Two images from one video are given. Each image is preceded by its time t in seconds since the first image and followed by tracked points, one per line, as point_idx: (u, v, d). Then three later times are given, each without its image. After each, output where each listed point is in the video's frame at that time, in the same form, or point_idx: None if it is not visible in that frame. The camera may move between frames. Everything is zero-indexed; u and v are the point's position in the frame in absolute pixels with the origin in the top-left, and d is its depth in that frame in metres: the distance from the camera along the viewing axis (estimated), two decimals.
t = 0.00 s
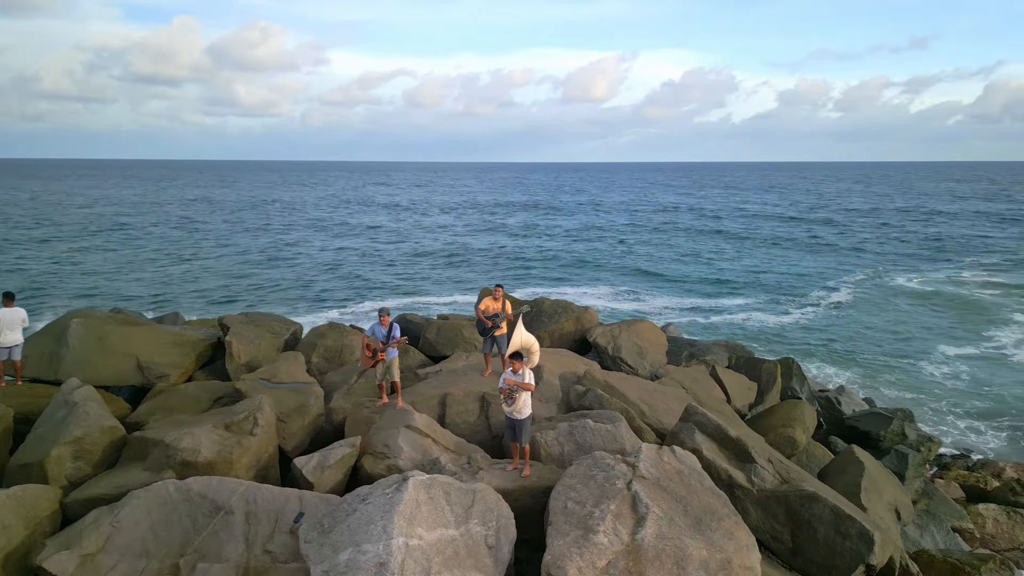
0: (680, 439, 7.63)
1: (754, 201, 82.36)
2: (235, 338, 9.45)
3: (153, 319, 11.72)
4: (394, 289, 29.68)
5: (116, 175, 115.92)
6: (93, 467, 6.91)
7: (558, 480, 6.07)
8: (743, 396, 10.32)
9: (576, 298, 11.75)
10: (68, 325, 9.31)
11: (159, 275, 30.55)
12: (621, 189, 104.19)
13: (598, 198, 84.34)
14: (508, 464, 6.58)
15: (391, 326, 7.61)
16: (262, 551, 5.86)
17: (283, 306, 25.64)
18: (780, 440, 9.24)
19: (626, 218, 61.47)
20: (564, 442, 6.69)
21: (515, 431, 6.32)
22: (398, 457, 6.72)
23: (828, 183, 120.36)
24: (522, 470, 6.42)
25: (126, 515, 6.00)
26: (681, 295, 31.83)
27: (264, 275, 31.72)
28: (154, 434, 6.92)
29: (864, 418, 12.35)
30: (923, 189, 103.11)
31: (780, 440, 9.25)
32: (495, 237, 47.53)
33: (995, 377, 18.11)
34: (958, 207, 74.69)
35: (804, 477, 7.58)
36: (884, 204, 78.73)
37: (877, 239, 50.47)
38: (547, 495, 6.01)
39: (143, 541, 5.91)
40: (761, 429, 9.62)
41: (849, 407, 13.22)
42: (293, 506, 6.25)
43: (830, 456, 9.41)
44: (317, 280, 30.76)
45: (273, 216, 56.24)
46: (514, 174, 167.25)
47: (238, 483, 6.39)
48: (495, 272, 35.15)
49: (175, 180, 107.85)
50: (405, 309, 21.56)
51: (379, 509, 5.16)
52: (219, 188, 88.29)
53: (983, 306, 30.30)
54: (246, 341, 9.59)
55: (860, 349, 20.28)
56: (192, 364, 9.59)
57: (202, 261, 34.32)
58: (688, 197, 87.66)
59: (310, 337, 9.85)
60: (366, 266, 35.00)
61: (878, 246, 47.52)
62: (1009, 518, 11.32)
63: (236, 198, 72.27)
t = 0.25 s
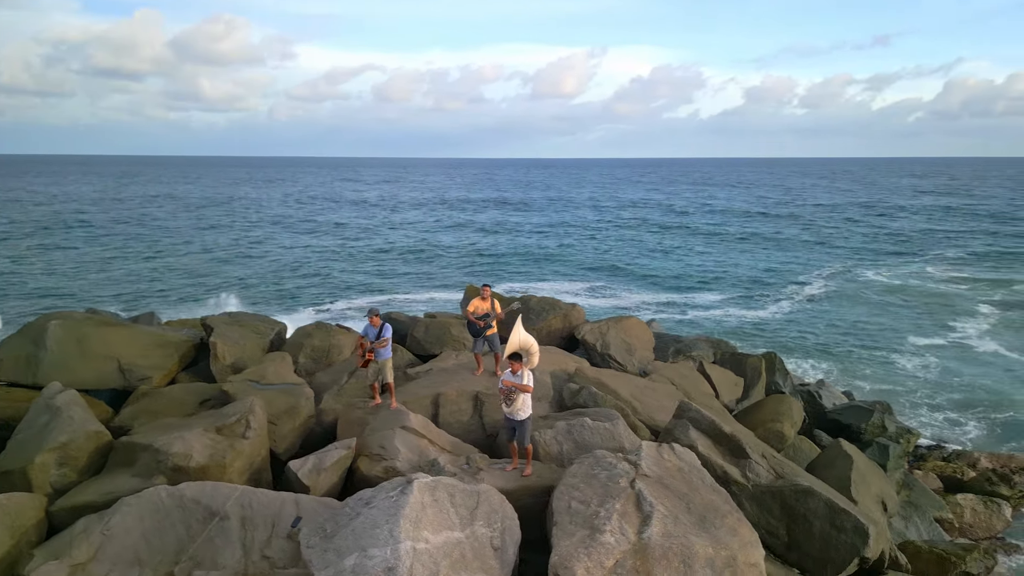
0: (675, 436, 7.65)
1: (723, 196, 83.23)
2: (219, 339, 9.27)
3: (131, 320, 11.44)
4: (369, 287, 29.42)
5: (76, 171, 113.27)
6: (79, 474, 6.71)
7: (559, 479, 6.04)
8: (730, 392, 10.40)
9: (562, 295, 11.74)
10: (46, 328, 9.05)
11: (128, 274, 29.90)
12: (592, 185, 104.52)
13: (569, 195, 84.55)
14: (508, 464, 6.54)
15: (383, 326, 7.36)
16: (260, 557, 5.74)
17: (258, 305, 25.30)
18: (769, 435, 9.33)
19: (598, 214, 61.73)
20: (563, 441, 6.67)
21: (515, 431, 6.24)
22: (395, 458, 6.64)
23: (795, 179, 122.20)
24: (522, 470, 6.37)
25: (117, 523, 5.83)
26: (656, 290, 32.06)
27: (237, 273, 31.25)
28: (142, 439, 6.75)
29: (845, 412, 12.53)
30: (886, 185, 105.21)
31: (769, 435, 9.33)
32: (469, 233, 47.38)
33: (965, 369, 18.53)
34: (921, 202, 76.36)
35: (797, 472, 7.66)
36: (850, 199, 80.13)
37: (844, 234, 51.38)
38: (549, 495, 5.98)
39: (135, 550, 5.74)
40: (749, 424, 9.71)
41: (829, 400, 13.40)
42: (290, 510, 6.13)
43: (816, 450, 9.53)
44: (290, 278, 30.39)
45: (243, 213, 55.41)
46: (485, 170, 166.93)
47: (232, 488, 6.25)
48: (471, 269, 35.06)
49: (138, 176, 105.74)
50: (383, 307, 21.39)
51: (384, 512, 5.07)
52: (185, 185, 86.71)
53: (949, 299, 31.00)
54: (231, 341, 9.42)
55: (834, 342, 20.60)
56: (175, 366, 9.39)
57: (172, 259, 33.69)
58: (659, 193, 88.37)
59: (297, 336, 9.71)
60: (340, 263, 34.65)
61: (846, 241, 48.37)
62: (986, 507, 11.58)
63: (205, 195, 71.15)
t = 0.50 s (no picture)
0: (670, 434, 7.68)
1: (693, 195, 83.97)
2: (205, 341, 9.11)
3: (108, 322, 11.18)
4: (345, 287, 29.12)
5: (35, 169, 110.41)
6: (66, 482, 6.51)
7: (561, 479, 6.02)
8: (718, 388, 10.47)
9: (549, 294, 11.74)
10: (25, 329, 8.79)
11: (95, 275, 29.20)
12: (563, 184, 104.78)
13: (541, 193, 84.68)
14: (507, 465, 6.51)
15: (378, 326, 7.35)
16: (259, 563, 5.63)
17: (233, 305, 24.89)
18: (759, 431, 9.41)
19: (570, 213, 61.89)
20: (561, 441, 6.65)
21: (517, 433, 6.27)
22: (393, 461, 6.57)
23: (763, 177, 123.72)
24: (523, 471, 6.35)
25: (110, 532, 5.68)
26: (633, 288, 32.23)
27: (210, 272, 30.72)
28: (132, 444, 6.59)
29: (827, 406, 12.70)
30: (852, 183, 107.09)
31: (758, 431, 9.42)
32: (443, 232, 47.17)
33: (937, 363, 18.91)
34: (887, 199, 77.83)
35: (790, 468, 7.73)
36: (818, 197, 81.41)
37: (814, 231, 52.18)
38: (552, 495, 5.95)
39: (129, 559, 5.59)
40: (738, 420, 9.78)
41: (810, 394, 13.57)
42: (288, 515, 6.03)
43: (804, 446, 9.64)
44: (263, 279, 29.95)
45: (211, 212, 54.49)
46: (456, 168, 166.45)
47: (228, 494, 6.13)
48: (447, 268, 34.90)
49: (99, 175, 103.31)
50: (362, 308, 21.17)
51: (391, 516, 5.01)
52: (149, 183, 84.88)
53: (918, 294, 31.63)
54: (216, 344, 9.25)
55: (809, 337, 20.88)
56: (157, 370, 9.20)
57: (140, 260, 32.99)
58: (631, 191, 88.82)
59: (283, 338, 9.56)
60: (313, 263, 34.25)
61: (816, 238, 49.08)
62: (964, 499, 11.82)
63: (172, 194, 69.85)
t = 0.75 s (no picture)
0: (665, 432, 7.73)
1: (666, 194, 84.56)
2: (191, 345, 8.95)
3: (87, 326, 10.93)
4: (321, 288, 28.82)
5: None
6: (55, 490, 6.35)
7: (563, 480, 6.03)
8: (706, 387, 10.56)
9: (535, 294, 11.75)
10: (4, 335, 8.60)
11: (62, 278, 28.52)
12: (536, 183, 104.79)
13: (515, 192, 84.61)
14: (507, 466, 6.49)
15: (375, 331, 7.33)
16: (260, 570, 5.53)
17: (207, 307, 24.53)
18: (748, 429, 9.51)
19: (544, 213, 61.90)
20: (560, 441, 6.66)
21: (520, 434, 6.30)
22: (392, 464, 6.51)
23: (732, 177, 125.23)
24: (523, 472, 6.33)
25: (104, 541, 5.54)
26: (609, 287, 32.41)
27: (181, 273, 30.24)
28: (123, 451, 6.44)
29: (810, 403, 12.86)
30: (818, 182, 108.95)
31: (747, 428, 9.52)
32: (418, 232, 46.92)
33: (910, 358, 19.30)
34: (852, 198, 79.29)
35: (782, 464, 7.82)
36: (788, 196, 82.42)
37: (783, 230, 52.98)
38: (555, 495, 5.95)
39: (125, 568, 5.46)
40: (727, 418, 9.87)
41: (791, 389, 13.76)
42: (287, 520, 5.95)
43: (791, 443, 9.77)
44: (237, 280, 29.49)
45: (180, 212, 53.53)
46: (428, 166, 165.46)
47: (225, 501, 6.02)
48: (423, 268, 34.78)
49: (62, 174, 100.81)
50: (339, 309, 21.00)
51: (399, 520, 4.96)
52: (114, 183, 83.07)
53: (886, 290, 32.26)
54: (203, 347, 9.10)
55: (786, 334, 21.14)
56: (142, 374, 8.99)
57: (109, 262, 32.29)
58: (602, 191, 89.27)
59: (271, 340, 9.43)
60: (287, 264, 33.85)
61: (786, 237, 49.80)
62: (942, 492, 12.07)
63: (139, 193, 68.69)
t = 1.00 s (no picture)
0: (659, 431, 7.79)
1: (638, 194, 85.14)
2: (178, 348, 8.82)
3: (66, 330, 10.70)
4: (297, 290, 28.53)
5: None
6: (45, 498, 6.20)
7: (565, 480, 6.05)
8: (693, 385, 10.67)
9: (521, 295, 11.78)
10: None
11: (30, 281, 27.87)
12: (509, 183, 104.83)
13: (489, 192, 84.57)
14: (507, 466, 6.49)
15: (371, 332, 7.27)
16: None
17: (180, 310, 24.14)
18: (736, 426, 9.62)
19: (519, 213, 61.93)
20: (560, 440, 6.68)
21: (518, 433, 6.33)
22: (392, 466, 6.47)
23: (701, 177, 126.52)
24: (524, 473, 6.33)
25: (101, 549, 5.42)
26: (585, 286, 32.55)
27: (151, 275, 29.75)
28: (116, 457, 6.32)
29: (792, 399, 13.04)
30: (784, 181, 110.65)
31: (736, 425, 9.64)
32: (393, 233, 46.67)
33: (883, 354, 19.68)
34: (819, 197, 80.61)
35: (774, 461, 7.93)
36: (758, 196, 83.45)
37: (753, 229, 53.71)
38: (557, 495, 5.96)
39: None
40: (716, 415, 9.98)
41: (773, 387, 13.94)
42: (287, 525, 5.88)
43: (778, 439, 9.91)
44: (211, 283, 29.08)
45: (149, 213, 52.63)
46: (400, 166, 164.54)
47: (224, 506, 5.94)
48: (399, 268, 34.62)
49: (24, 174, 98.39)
50: (315, 312, 20.82)
51: (406, 522, 4.94)
52: (79, 183, 81.31)
53: (856, 287, 32.87)
54: (190, 350, 8.97)
55: (763, 331, 21.41)
56: (127, 378, 8.82)
57: (78, 264, 31.63)
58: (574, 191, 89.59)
59: (259, 343, 9.34)
60: (262, 266, 33.45)
61: (756, 236, 50.47)
62: (921, 485, 12.32)
63: (103, 194, 67.37)
